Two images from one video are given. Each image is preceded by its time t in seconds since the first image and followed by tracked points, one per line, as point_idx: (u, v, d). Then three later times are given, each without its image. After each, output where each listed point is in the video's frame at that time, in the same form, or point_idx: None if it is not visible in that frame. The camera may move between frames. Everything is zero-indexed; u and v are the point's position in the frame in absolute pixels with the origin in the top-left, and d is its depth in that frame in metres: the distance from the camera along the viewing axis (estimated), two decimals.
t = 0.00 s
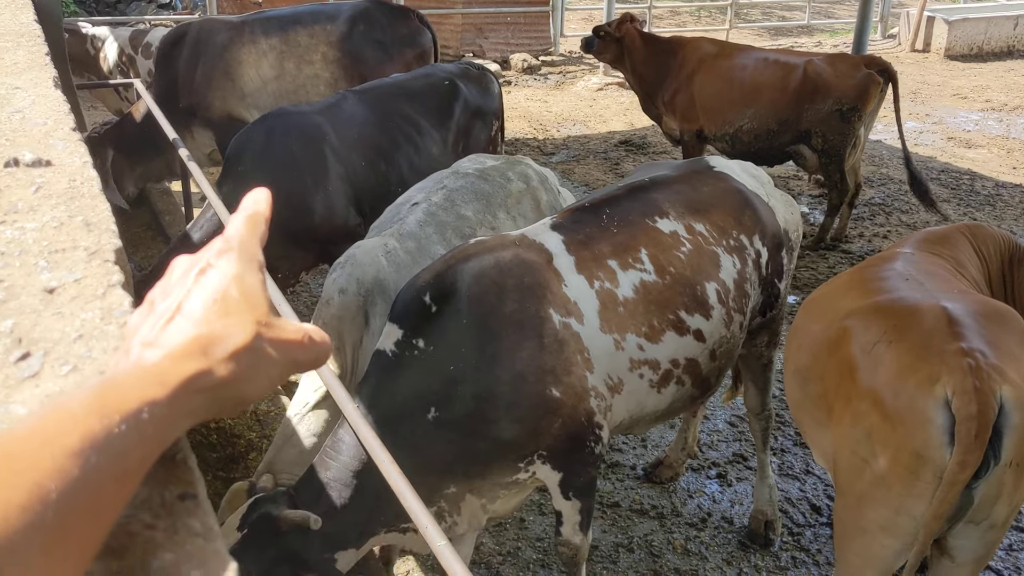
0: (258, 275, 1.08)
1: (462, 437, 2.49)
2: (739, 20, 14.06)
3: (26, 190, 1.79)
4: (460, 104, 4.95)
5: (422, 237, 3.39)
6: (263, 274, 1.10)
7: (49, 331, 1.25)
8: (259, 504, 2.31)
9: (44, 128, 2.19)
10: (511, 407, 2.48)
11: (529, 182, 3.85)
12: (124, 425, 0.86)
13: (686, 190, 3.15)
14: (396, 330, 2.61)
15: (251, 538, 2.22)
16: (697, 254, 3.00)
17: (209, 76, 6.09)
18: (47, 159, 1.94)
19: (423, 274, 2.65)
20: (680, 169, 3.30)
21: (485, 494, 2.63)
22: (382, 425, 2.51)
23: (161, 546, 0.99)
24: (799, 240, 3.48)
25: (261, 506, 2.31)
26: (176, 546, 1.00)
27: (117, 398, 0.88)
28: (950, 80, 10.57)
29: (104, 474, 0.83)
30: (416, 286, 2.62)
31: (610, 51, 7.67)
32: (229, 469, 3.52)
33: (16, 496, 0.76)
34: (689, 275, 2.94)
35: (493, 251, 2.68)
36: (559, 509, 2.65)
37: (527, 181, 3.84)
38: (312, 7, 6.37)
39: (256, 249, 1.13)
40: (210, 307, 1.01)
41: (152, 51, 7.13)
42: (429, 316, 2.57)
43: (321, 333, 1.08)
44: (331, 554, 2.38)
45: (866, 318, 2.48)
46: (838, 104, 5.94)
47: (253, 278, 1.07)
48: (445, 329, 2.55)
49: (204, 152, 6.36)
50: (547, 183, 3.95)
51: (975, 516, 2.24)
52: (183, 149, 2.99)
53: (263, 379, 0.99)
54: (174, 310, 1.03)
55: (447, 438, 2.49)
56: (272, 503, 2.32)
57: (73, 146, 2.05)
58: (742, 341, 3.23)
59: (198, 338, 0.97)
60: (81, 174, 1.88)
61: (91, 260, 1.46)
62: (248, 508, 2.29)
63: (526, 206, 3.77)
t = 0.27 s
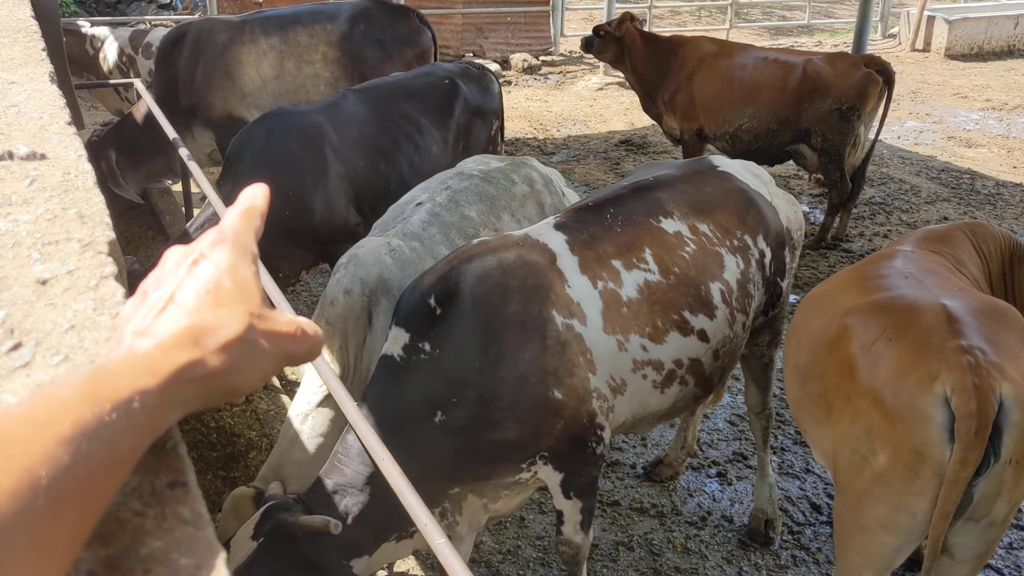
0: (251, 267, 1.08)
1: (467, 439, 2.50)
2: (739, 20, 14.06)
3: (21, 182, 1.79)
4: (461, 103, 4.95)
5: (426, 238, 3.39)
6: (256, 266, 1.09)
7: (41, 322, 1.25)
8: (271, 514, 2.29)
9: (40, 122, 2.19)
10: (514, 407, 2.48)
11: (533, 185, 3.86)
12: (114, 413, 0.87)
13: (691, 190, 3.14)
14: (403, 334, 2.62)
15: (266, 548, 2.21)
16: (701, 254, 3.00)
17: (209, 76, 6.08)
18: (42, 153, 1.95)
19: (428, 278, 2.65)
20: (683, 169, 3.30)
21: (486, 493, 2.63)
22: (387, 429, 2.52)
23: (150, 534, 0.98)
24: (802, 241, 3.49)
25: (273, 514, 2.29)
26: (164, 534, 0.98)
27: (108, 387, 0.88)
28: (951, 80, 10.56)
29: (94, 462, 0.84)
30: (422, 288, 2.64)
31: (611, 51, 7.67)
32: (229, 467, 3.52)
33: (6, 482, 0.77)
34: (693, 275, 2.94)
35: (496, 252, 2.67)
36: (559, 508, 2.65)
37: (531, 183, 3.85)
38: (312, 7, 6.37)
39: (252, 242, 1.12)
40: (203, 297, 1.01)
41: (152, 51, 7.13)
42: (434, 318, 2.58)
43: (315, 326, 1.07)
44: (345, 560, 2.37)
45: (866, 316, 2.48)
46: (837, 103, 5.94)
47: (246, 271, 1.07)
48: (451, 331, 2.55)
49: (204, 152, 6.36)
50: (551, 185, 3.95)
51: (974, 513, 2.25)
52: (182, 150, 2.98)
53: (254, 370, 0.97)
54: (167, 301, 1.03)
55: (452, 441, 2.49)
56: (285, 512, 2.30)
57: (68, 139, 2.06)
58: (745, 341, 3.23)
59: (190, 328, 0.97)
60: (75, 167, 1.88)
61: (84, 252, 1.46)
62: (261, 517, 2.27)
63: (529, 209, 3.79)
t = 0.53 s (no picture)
0: (254, 269, 1.08)
1: (468, 437, 2.50)
2: (739, 20, 14.06)
3: (22, 181, 1.78)
4: (461, 103, 4.95)
5: (424, 237, 3.39)
6: (259, 268, 1.09)
7: (42, 321, 1.25)
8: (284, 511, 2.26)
9: (41, 121, 2.20)
10: (514, 405, 2.48)
11: (533, 184, 3.87)
12: (117, 412, 0.87)
13: (692, 188, 3.14)
14: (407, 333, 2.60)
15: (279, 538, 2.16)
16: (701, 252, 3.00)
17: (209, 76, 6.08)
18: (42, 153, 1.94)
19: (427, 277, 2.65)
20: (685, 167, 3.30)
21: (488, 491, 2.64)
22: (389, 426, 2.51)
23: (150, 533, 0.98)
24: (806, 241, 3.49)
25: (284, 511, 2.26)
26: (164, 534, 0.99)
27: (111, 386, 0.89)
28: (951, 80, 10.56)
29: (95, 460, 0.84)
30: (422, 288, 2.64)
31: (611, 51, 7.66)
32: (229, 467, 3.52)
33: (7, 480, 0.77)
34: (693, 272, 2.94)
35: (495, 250, 2.67)
36: (559, 507, 2.65)
37: (530, 183, 3.86)
38: (313, 7, 6.37)
39: (255, 243, 1.12)
40: (206, 297, 1.01)
41: (153, 51, 7.13)
42: (436, 317, 2.57)
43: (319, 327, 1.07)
44: (356, 564, 2.37)
45: (866, 315, 2.48)
46: (838, 102, 5.95)
47: (249, 272, 1.07)
48: (453, 330, 2.54)
49: (204, 151, 6.36)
50: (551, 185, 3.96)
51: (975, 513, 2.25)
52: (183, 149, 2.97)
53: (255, 370, 0.97)
54: (170, 301, 1.03)
55: (452, 440, 2.49)
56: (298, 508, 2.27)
57: (70, 139, 2.06)
58: (747, 339, 3.23)
59: (192, 327, 0.97)
60: (76, 167, 1.88)
61: (85, 252, 1.46)
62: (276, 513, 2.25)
63: (528, 208, 3.80)
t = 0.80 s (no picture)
0: (262, 274, 1.08)
1: (468, 438, 2.50)
2: (740, 21, 14.06)
3: (31, 190, 1.78)
4: (463, 104, 4.95)
5: (428, 234, 3.39)
6: (266, 272, 1.09)
7: (55, 331, 1.25)
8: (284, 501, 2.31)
9: (49, 128, 2.19)
10: (516, 407, 2.48)
11: (537, 180, 3.84)
12: (126, 427, 0.86)
13: (692, 189, 3.14)
14: (402, 336, 2.61)
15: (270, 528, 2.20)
16: (701, 252, 2.99)
17: (210, 77, 6.08)
18: (52, 159, 1.94)
19: (428, 280, 2.66)
20: (685, 168, 3.29)
21: (492, 493, 2.63)
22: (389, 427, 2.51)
23: (168, 548, 1.00)
24: (807, 240, 3.48)
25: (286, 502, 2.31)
26: (182, 548, 1.00)
27: (120, 400, 0.88)
28: (952, 80, 10.56)
29: (107, 478, 0.83)
30: (421, 291, 2.64)
31: (613, 51, 7.66)
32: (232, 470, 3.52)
33: (19, 502, 0.76)
34: (693, 273, 2.94)
35: (496, 252, 2.68)
36: (562, 509, 2.65)
37: (535, 178, 3.83)
38: (314, 7, 6.37)
39: (260, 247, 1.12)
40: (215, 306, 1.01)
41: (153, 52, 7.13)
42: (434, 319, 2.57)
43: (328, 328, 1.06)
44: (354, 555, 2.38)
45: (868, 318, 2.48)
46: (839, 104, 5.95)
47: (255, 276, 1.07)
48: (452, 332, 2.54)
49: (206, 152, 6.36)
50: (555, 182, 3.94)
51: (978, 515, 2.24)
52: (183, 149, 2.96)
53: (267, 377, 0.98)
54: (178, 311, 1.03)
55: (451, 440, 2.49)
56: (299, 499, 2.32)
57: (79, 145, 2.05)
58: (750, 339, 3.23)
59: (202, 337, 0.97)
60: (86, 173, 1.88)
61: (96, 261, 1.46)
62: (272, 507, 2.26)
63: (533, 205, 3.77)
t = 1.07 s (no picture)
0: (261, 289, 1.08)
1: (461, 450, 2.49)
2: (735, 37, 14.16)
3: (43, 220, 1.79)
4: (461, 119, 4.97)
5: (427, 245, 3.39)
6: (266, 284, 1.10)
7: (71, 367, 1.25)
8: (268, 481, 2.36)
9: (58, 154, 2.19)
10: (511, 421, 2.48)
11: (534, 192, 3.85)
12: (123, 438, 0.87)
13: (688, 206, 3.15)
14: (399, 342, 2.61)
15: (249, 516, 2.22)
16: (696, 268, 3.00)
17: (209, 89, 6.11)
18: (63, 189, 1.96)
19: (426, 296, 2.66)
20: (682, 185, 3.31)
21: (484, 507, 2.61)
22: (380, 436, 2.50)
23: None
24: (801, 258, 3.49)
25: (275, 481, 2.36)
26: None
27: (118, 409, 0.88)
28: (946, 98, 10.64)
29: (108, 484, 0.83)
30: (419, 300, 2.65)
31: (610, 67, 7.69)
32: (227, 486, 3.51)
33: (18, 510, 0.77)
34: (688, 288, 2.95)
35: (493, 267, 2.69)
36: (556, 525, 2.65)
37: (532, 190, 3.84)
38: (313, 22, 6.41)
39: (261, 262, 1.13)
40: (215, 320, 1.02)
41: (152, 64, 7.16)
42: (431, 330, 2.56)
43: (330, 334, 1.07)
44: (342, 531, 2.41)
45: (865, 338, 2.49)
46: (835, 121, 6.01)
47: (254, 288, 1.08)
48: (449, 344, 2.53)
49: (203, 165, 6.36)
50: (552, 193, 3.94)
51: (974, 536, 2.24)
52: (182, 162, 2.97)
53: (268, 385, 0.98)
54: (179, 325, 1.04)
55: (443, 453, 2.48)
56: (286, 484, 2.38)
57: (90, 174, 2.07)
58: (744, 356, 3.24)
59: (201, 350, 0.98)
60: (97, 205, 1.88)
61: (111, 293, 1.46)
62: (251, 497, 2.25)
63: (531, 214, 3.78)
